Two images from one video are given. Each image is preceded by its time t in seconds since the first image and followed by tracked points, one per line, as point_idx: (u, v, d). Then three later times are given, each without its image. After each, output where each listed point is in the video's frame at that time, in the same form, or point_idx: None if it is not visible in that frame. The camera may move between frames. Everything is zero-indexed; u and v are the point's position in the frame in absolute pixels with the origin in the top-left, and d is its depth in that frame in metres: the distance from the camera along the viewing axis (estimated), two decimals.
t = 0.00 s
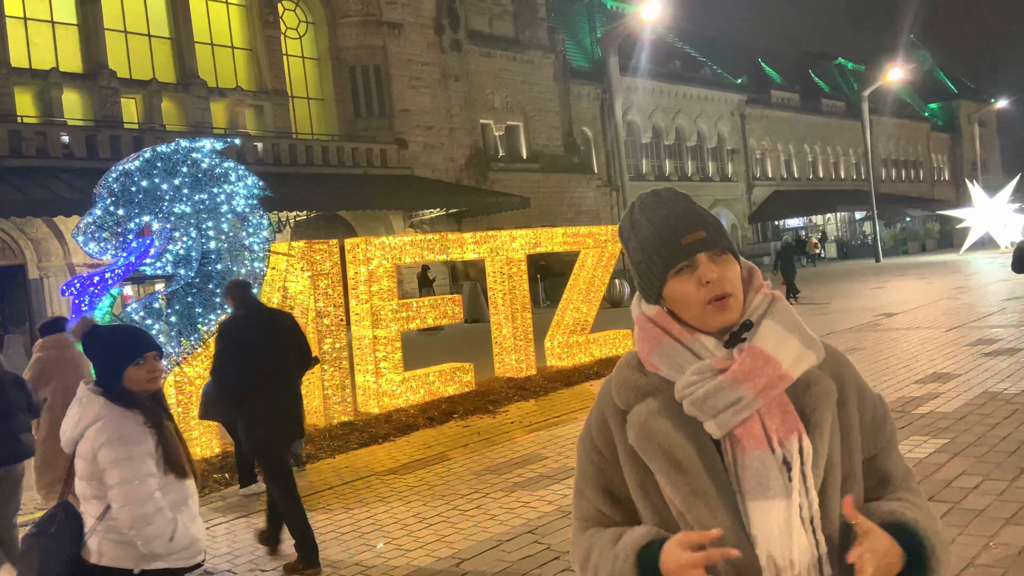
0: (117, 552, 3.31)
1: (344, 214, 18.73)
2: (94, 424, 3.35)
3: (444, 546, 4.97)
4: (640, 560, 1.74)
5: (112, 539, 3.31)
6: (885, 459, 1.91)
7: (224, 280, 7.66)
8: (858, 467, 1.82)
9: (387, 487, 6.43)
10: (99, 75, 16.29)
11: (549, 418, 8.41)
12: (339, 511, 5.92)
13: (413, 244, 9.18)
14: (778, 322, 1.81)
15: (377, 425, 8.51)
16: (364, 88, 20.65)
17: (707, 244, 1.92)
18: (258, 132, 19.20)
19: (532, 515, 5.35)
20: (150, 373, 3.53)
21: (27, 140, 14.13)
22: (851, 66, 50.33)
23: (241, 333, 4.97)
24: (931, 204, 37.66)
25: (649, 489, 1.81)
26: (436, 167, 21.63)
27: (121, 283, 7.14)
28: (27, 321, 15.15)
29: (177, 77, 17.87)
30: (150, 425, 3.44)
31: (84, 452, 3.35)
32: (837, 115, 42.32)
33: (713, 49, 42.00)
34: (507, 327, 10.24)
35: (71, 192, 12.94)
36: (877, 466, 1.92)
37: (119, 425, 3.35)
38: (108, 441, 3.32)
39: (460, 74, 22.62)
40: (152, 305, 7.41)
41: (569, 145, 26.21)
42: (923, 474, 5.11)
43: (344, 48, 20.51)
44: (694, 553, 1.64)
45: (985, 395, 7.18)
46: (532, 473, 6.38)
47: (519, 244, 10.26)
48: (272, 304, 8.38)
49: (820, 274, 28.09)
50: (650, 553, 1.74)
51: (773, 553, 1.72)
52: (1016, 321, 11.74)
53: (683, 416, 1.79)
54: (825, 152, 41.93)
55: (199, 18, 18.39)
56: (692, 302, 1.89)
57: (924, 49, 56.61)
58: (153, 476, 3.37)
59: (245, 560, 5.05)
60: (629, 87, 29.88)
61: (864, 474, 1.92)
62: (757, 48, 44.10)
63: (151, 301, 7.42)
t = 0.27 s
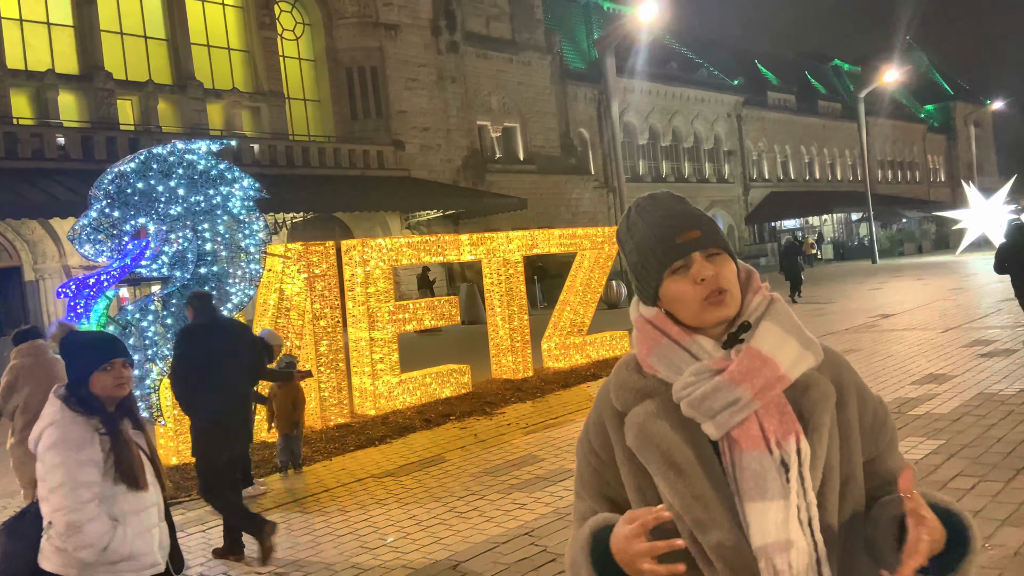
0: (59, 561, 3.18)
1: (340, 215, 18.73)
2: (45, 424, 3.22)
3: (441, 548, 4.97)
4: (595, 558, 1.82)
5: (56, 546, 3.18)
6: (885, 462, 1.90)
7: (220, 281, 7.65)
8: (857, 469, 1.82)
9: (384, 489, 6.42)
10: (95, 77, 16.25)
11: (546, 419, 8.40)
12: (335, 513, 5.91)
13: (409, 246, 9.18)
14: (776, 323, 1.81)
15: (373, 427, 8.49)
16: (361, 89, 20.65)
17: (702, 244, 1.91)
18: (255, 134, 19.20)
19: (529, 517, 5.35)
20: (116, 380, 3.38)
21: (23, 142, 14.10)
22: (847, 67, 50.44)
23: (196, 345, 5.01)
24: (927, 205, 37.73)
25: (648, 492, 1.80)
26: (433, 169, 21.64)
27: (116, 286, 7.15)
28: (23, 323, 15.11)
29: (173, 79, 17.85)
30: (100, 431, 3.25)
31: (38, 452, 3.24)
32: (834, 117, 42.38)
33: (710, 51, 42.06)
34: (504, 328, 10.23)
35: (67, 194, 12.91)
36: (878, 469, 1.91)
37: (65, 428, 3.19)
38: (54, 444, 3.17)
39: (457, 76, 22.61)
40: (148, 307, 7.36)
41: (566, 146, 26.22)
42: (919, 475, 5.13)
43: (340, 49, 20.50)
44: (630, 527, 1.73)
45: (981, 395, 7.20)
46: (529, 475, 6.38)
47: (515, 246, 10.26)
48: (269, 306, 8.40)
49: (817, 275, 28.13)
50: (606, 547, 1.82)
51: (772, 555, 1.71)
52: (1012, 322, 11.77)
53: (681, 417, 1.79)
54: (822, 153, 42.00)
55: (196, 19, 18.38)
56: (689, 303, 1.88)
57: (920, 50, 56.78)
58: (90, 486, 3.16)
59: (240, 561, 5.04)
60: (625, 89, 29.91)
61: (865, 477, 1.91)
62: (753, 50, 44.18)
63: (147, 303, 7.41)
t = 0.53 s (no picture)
0: (13, 567, 3.03)
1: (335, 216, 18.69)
2: None
3: (436, 549, 4.95)
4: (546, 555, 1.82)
5: (13, 551, 3.04)
6: (882, 459, 1.90)
7: (213, 283, 7.63)
8: (854, 468, 1.81)
9: (379, 490, 6.40)
10: (89, 77, 16.19)
11: (541, 421, 8.38)
12: (330, 514, 5.88)
13: (404, 247, 9.16)
14: (771, 322, 1.80)
15: (368, 429, 8.47)
16: (356, 90, 20.62)
17: (696, 244, 1.90)
18: (249, 134, 19.17)
19: (524, 518, 5.34)
20: (70, 382, 3.33)
21: (16, 142, 14.04)
22: (841, 69, 50.58)
23: (157, 349, 4.89)
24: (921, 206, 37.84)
25: (643, 494, 1.79)
26: (428, 170, 21.61)
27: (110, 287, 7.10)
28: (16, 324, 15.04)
29: (167, 79, 17.80)
30: (55, 434, 3.18)
31: None
32: (828, 118, 42.49)
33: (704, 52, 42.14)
34: (499, 329, 10.22)
35: (60, 195, 12.86)
36: (875, 468, 1.90)
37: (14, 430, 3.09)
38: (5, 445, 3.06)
39: (452, 77, 22.58)
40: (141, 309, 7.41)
41: (562, 147, 26.22)
42: (915, 475, 5.12)
43: (336, 50, 20.46)
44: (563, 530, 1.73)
45: (975, 396, 7.21)
46: (525, 476, 6.37)
47: (510, 247, 10.25)
48: (263, 306, 8.22)
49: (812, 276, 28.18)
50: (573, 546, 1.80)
51: (767, 555, 1.70)
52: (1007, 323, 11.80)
53: (677, 417, 1.78)
54: (817, 154, 42.10)
55: (190, 19, 18.35)
56: (682, 305, 1.87)
57: (914, 52, 57.00)
58: (42, 487, 3.04)
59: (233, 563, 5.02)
60: (621, 90, 29.94)
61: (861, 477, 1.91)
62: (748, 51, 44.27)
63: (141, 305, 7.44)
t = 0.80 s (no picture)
0: None
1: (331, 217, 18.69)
2: None
3: (431, 551, 4.95)
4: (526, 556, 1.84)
5: None
6: (874, 463, 1.90)
7: (209, 283, 7.60)
8: (847, 472, 1.81)
9: (375, 491, 6.40)
10: (85, 77, 16.16)
11: (536, 422, 8.38)
12: (325, 515, 5.88)
13: (400, 248, 9.15)
14: (766, 327, 1.80)
15: (364, 429, 8.46)
16: (353, 90, 20.59)
17: (691, 251, 1.91)
18: (245, 134, 19.15)
19: (520, 519, 5.33)
20: (15, 391, 3.37)
21: (12, 142, 14.00)
22: (838, 71, 50.67)
23: (113, 359, 5.03)
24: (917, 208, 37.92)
25: (637, 497, 1.79)
26: (424, 170, 21.61)
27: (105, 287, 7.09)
28: (11, 324, 15.00)
29: (163, 79, 17.78)
30: None
31: None
32: (824, 120, 42.57)
33: (701, 54, 42.18)
34: (495, 330, 10.21)
35: (55, 194, 12.83)
36: (867, 472, 1.91)
37: None
38: None
39: (449, 77, 22.57)
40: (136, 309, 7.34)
41: (558, 148, 26.21)
42: (909, 476, 5.14)
43: (332, 50, 20.44)
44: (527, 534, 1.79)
45: (971, 397, 7.23)
46: (521, 477, 6.37)
47: (507, 248, 10.25)
48: (259, 307, 8.21)
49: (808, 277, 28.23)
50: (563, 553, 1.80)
51: (760, 558, 1.69)
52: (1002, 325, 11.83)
53: (671, 421, 1.78)
54: (813, 156, 42.18)
55: (186, 19, 18.33)
56: (677, 311, 1.88)
57: (911, 54, 57.09)
58: None
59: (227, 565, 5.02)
60: (618, 91, 29.97)
61: (855, 480, 1.91)
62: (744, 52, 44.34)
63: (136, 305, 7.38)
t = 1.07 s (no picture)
0: None
1: (327, 217, 18.70)
2: None
3: (426, 551, 4.94)
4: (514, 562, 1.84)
5: None
6: (864, 464, 1.91)
7: (204, 283, 7.54)
8: (838, 472, 1.82)
9: (369, 492, 6.39)
10: (80, 76, 16.12)
11: (531, 423, 8.38)
12: (320, 515, 5.88)
13: (396, 248, 9.15)
14: (757, 328, 1.81)
15: (359, 429, 8.45)
16: (349, 90, 20.59)
17: (683, 253, 1.91)
18: (241, 135, 19.14)
19: (515, 520, 5.33)
20: None
21: (6, 141, 13.94)
22: (833, 73, 50.81)
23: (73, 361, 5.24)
24: (912, 210, 38.03)
25: (628, 497, 1.80)
26: (420, 171, 21.61)
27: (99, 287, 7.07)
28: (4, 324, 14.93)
29: (159, 79, 17.74)
30: None
31: None
32: (820, 122, 42.67)
33: (697, 56, 42.27)
34: (491, 331, 10.20)
35: (50, 194, 12.80)
36: (857, 473, 1.91)
37: None
38: None
39: (445, 78, 22.56)
40: (131, 309, 7.32)
41: (554, 150, 26.22)
42: (904, 477, 5.15)
43: (328, 51, 20.44)
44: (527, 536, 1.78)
45: (964, 399, 7.26)
46: (516, 477, 6.37)
47: (502, 249, 10.25)
48: (254, 307, 8.24)
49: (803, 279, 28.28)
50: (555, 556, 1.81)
51: (751, 560, 1.70)
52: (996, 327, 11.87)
53: (662, 423, 1.79)
54: (808, 158, 42.29)
55: (182, 19, 18.30)
56: (670, 312, 1.88)
57: (906, 57, 57.27)
58: None
59: (220, 565, 5.01)
60: (614, 93, 30.01)
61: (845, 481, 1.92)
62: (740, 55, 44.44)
63: (130, 305, 7.32)
